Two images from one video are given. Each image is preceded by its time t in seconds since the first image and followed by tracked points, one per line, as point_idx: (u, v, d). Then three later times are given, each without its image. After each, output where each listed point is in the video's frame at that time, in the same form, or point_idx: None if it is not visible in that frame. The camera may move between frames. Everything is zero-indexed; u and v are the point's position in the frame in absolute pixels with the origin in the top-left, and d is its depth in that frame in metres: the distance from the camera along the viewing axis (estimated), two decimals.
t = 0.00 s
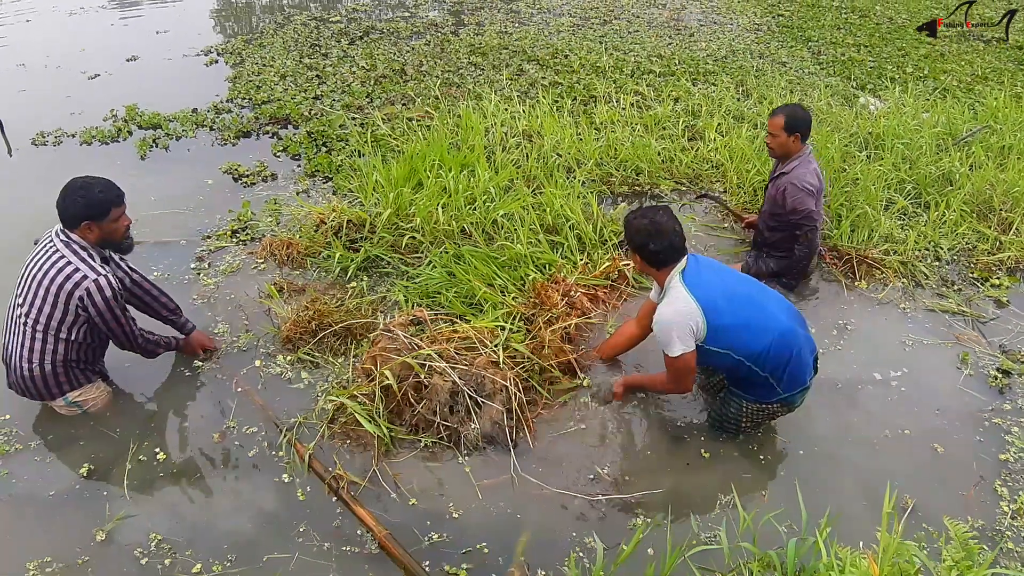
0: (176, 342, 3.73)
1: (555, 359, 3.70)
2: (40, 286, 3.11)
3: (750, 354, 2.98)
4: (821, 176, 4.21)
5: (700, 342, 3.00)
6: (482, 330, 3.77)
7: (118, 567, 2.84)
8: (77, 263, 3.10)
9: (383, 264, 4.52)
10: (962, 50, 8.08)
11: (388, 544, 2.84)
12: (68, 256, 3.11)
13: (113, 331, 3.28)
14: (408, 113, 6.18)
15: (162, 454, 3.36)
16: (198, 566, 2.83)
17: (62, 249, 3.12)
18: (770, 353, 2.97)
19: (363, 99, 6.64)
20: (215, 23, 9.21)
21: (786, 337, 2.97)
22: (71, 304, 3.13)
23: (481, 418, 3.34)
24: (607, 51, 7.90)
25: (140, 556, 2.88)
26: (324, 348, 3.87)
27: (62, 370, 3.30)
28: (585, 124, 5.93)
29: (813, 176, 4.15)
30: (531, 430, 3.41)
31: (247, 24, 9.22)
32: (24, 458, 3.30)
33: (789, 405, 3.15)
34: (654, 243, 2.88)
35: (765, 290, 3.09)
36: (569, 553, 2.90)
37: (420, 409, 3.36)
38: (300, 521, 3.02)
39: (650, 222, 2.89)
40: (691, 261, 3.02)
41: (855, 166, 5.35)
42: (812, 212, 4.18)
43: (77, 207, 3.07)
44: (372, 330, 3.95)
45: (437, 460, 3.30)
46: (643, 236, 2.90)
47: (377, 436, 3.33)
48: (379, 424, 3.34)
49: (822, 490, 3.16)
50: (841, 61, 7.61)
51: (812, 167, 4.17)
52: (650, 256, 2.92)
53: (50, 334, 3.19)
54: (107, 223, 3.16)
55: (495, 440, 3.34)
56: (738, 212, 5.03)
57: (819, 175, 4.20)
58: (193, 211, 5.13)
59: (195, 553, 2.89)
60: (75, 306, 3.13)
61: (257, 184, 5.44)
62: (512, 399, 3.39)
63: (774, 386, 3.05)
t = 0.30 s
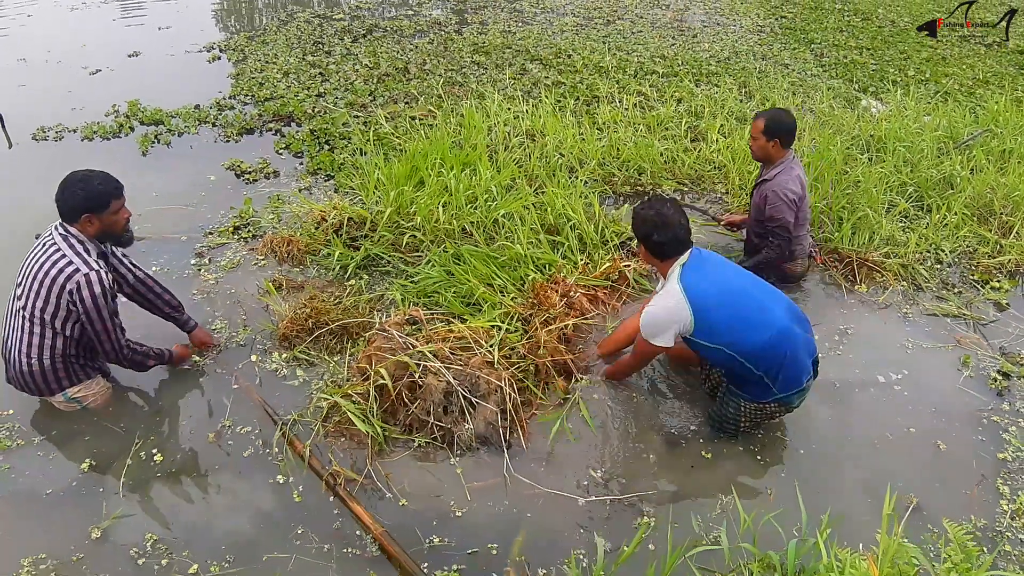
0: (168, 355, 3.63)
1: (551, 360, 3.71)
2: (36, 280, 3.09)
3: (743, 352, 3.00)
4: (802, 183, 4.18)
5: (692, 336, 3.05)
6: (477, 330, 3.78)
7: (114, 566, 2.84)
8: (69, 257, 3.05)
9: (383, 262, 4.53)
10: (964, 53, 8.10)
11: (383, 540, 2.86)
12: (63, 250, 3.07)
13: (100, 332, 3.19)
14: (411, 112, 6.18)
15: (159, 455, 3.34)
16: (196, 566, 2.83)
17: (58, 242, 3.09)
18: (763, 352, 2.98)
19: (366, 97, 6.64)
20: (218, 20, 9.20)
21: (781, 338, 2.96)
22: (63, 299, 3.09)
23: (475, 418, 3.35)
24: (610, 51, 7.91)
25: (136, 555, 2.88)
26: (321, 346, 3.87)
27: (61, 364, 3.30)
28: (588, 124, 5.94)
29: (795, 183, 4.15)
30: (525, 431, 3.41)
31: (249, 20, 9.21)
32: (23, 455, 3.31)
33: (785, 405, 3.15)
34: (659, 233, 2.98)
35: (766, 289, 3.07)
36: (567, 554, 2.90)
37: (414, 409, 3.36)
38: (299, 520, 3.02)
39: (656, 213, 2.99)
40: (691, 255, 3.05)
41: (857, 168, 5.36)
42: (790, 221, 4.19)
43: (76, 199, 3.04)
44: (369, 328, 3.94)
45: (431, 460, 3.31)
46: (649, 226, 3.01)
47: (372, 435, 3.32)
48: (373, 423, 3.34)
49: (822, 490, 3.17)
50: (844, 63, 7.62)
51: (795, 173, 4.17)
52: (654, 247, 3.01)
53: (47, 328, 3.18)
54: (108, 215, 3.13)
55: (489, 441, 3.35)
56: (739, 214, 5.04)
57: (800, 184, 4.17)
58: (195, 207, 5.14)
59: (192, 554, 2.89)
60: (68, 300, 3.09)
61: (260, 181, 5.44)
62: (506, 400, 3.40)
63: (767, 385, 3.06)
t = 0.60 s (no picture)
0: (176, 364, 3.46)
1: (546, 360, 3.70)
2: (34, 278, 3.09)
3: (733, 344, 2.99)
4: (765, 195, 4.11)
5: (684, 328, 3.07)
6: (471, 330, 3.77)
7: (111, 564, 2.84)
8: (65, 254, 3.04)
9: (379, 261, 4.52)
10: (966, 52, 8.08)
11: (369, 536, 2.88)
12: (59, 247, 3.06)
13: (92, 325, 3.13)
14: (411, 111, 6.17)
15: (155, 459, 3.32)
16: (193, 565, 2.83)
17: (53, 239, 3.08)
18: (754, 344, 2.97)
19: (366, 96, 6.63)
20: (219, 20, 9.21)
21: (771, 330, 2.95)
22: (60, 296, 3.08)
23: (469, 418, 3.34)
24: (611, 50, 7.90)
25: (133, 553, 2.88)
26: (316, 346, 3.86)
27: (62, 363, 3.30)
28: (588, 123, 5.93)
29: (754, 195, 4.09)
30: (519, 431, 3.40)
31: (250, 20, 9.22)
32: (21, 452, 3.31)
33: (779, 397, 3.14)
34: (652, 223, 3.02)
35: (759, 281, 3.05)
36: (565, 553, 2.90)
37: (408, 408, 3.36)
38: (296, 520, 3.02)
39: (651, 204, 3.04)
40: (685, 246, 3.06)
41: (858, 168, 5.34)
42: (738, 230, 4.20)
43: (73, 195, 3.01)
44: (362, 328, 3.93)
45: (426, 460, 3.30)
46: (643, 217, 3.05)
47: (365, 434, 3.32)
48: (366, 423, 3.33)
49: (821, 491, 3.16)
50: (845, 62, 7.60)
51: (758, 185, 4.10)
52: (647, 238, 3.05)
53: (46, 327, 3.17)
54: (104, 210, 3.10)
55: (482, 440, 3.35)
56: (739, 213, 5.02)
57: (761, 196, 4.10)
58: (194, 205, 5.13)
59: (190, 553, 2.89)
60: (65, 297, 3.08)
61: (259, 179, 5.44)
62: (500, 399, 3.40)
63: (760, 377, 3.05)
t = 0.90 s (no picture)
0: (197, 365, 3.45)
1: (544, 360, 3.70)
2: (39, 279, 3.09)
3: (727, 333, 3.02)
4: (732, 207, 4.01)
5: (678, 317, 3.09)
6: (468, 329, 3.77)
7: (110, 562, 2.85)
8: (71, 256, 3.05)
9: (377, 260, 4.52)
10: (967, 51, 8.06)
11: (366, 534, 2.88)
12: (63, 249, 3.06)
13: (105, 322, 3.13)
14: (412, 110, 6.17)
15: (150, 458, 3.31)
16: (192, 564, 2.83)
17: (59, 240, 3.08)
18: (747, 334, 3.00)
19: (367, 95, 6.64)
20: (221, 19, 9.21)
21: (765, 321, 2.99)
22: (67, 296, 3.09)
23: (465, 417, 3.35)
24: (612, 50, 7.89)
25: (132, 552, 2.89)
26: (313, 345, 3.86)
27: (65, 361, 3.31)
28: (589, 123, 5.93)
29: (722, 210, 4.02)
30: (515, 430, 3.40)
31: (252, 19, 9.23)
32: (21, 450, 3.32)
33: (769, 388, 3.19)
34: (648, 217, 3.01)
35: (751, 273, 3.10)
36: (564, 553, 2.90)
37: (405, 408, 3.36)
38: (296, 519, 3.02)
39: (646, 197, 3.03)
40: (678, 238, 3.09)
41: (859, 168, 5.34)
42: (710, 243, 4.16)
43: (78, 196, 3.01)
44: (359, 328, 3.94)
45: (422, 459, 3.30)
46: (638, 210, 3.04)
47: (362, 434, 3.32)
48: (363, 422, 3.33)
49: (820, 490, 3.16)
50: (846, 62, 7.59)
51: (724, 199, 4.01)
52: (642, 231, 3.06)
53: (50, 327, 3.18)
54: (108, 210, 3.11)
55: (479, 439, 3.35)
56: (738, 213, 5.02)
57: (728, 209, 4.01)
58: (194, 204, 5.14)
59: (188, 552, 2.89)
60: (72, 298, 3.09)
61: (260, 178, 5.45)
62: (496, 399, 3.40)
63: (751, 366, 3.09)
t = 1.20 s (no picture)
0: (203, 370, 3.41)
1: (542, 360, 3.70)
2: (44, 277, 3.09)
3: (721, 326, 3.07)
4: (714, 217, 3.97)
5: (673, 309, 3.13)
6: (466, 329, 3.76)
7: (109, 561, 2.85)
8: (78, 256, 3.04)
9: (375, 259, 4.52)
10: (970, 52, 8.05)
11: (360, 537, 2.88)
12: (69, 248, 3.05)
13: (114, 320, 3.12)
14: (413, 109, 6.16)
15: (146, 460, 3.29)
16: (190, 565, 2.83)
17: (64, 240, 3.06)
18: (741, 326, 3.06)
19: (368, 94, 6.63)
20: (222, 17, 9.21)
21: (758, 314, 3.06)
22: (73, 295, 3.08)
23: (463, 417, 3.33)
24: (614, 49, 7.88)
25: (130, 551, 2.88)
26: (310, 346, 3.86)
27: (69, 359, 3.30)
28: (591, 123, 5.92)
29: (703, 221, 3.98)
30: (513, 430, 3.39)
31: (254, 17, 9.22)
32: (19, 447, 3.32)
33: (759, 380, 3.26)
34: (648, 213, 3.07)
35: (744, 268, 3.17)
36: (564, 554, 2.89)
37: (402, 407, 3.35)
38: (295, 519, 3.01)
39: (647, 194, 3.09)
40: (676, 234, 3.14)
41: (862, 169, 5.32)
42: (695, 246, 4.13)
43: (83, 196, 3.00)
44: (356, 327, 3.93)
45: (421, 460, 3.29)
46: (639, 207, 3.10)
47: (359, 433, 3.32)
48: (360, 422, 3.32)
49: (821, 491, 3.15)
50: (849, 62, 7.58)
51: (706, 209, 3.97)
52: (642, 227, 3.10)
53: (54, 325, 3.17)
54: (113, 209, 3.10)
55: (477, 439, 3.34)
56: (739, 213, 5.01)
57: (711, 218, 3.98)
58: (194, 202, 5.14)
59: (186, 552, 2.89)
60: (78, 297, 3.09)
61: (261, 176, 5.45)
62: (495, 398, 3.38)
63: (743, 359, 3.16)
